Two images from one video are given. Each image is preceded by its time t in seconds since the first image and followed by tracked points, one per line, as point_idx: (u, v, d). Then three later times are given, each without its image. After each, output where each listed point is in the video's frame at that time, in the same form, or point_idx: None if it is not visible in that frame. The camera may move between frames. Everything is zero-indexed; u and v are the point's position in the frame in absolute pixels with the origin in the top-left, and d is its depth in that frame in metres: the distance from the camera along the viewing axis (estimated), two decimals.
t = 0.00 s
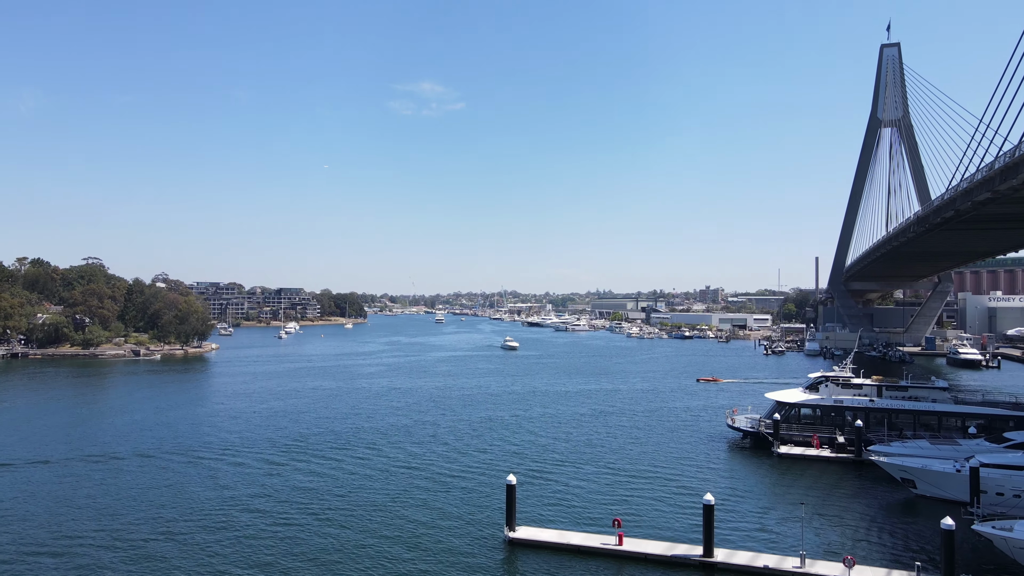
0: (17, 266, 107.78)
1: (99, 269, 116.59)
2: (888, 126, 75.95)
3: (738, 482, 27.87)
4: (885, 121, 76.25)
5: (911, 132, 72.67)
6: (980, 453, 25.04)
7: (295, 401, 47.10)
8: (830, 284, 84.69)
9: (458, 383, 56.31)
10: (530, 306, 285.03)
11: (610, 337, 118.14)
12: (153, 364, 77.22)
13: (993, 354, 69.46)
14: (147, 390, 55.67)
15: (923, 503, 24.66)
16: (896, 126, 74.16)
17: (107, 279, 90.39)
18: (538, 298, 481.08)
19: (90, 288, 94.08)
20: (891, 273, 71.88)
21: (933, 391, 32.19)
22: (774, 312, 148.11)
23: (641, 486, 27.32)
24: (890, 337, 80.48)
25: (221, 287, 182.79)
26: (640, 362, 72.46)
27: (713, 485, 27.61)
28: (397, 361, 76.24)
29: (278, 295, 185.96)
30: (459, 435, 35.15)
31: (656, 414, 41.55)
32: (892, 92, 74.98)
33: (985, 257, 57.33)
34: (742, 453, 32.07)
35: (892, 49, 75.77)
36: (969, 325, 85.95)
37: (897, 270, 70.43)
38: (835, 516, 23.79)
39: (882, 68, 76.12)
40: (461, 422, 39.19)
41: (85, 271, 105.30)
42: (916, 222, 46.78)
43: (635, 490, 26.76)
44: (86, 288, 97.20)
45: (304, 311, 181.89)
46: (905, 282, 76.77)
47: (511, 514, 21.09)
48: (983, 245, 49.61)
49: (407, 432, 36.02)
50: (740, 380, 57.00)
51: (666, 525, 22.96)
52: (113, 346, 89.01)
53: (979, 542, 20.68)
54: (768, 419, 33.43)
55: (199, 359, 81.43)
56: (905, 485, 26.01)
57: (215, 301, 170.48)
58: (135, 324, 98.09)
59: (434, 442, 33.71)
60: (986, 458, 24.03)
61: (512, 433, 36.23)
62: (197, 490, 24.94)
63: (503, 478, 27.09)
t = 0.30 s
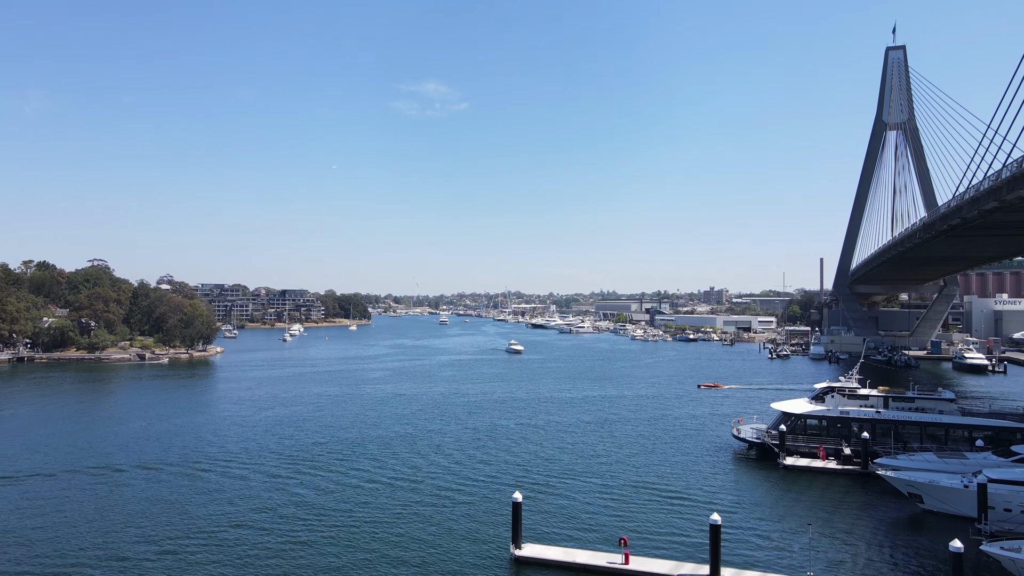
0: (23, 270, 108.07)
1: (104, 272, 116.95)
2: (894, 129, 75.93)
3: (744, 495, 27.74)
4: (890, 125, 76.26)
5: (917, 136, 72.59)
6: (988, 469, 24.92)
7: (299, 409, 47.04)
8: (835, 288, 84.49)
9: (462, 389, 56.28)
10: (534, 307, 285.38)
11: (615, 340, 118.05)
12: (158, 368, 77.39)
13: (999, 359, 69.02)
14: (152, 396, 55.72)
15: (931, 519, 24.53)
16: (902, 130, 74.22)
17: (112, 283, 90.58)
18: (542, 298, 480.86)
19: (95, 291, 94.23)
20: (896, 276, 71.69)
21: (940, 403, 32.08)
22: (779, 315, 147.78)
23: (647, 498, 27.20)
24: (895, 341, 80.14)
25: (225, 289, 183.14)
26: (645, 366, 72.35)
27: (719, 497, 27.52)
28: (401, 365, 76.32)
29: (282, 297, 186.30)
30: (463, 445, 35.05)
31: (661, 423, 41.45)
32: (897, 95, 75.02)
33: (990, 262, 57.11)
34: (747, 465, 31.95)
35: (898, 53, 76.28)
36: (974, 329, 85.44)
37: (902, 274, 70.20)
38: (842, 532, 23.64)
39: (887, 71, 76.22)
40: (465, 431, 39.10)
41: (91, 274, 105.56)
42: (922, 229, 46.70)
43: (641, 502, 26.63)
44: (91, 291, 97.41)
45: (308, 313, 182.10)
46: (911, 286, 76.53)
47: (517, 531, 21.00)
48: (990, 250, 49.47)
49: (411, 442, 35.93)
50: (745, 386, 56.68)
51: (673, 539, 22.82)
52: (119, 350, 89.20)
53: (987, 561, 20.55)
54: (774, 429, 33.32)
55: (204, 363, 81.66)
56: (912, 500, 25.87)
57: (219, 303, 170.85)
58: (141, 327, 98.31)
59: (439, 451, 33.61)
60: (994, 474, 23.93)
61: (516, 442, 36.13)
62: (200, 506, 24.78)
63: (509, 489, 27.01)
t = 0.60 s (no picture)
0: (29, 273, 108.38)
1: (109, 275, 117.17)
2: (899, 132, 75.72)
3: (750, 508, 27.60)
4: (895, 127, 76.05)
5: (922, 138, 72.31)
6: (996, 484, 24.79)
7: (303, 416, 47.00)
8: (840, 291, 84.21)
9: (466, 395, 56.21)
10: (538, 308, 285.26)
11: (619, 343, 117.87)
12: (163, 373, 77.52)
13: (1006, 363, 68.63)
14: (156, 403, 55.81)
15: (938, 534, 24.41)
16: (907, 132, 73.98)
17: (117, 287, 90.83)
18: (545, 299, 480.36)
19: (101, 294, 94.42)
20: (901, 280, 71.40)
21: (947, 414, 31.94)
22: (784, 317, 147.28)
23: (652, 511, 27.05)
24: (901, 344, 79.88)
25: (230, 290, 183.36)
26: (649, 370, 72.21)
27: (724, 510, 27.40)
28: (405, 369, 76.29)
29: (286, 298, 186.43)
30: (468, 455, 34.92)
31: (666, 431, 41.30)
32: (902, 97, 74.81)
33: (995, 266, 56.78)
34: (753, 476, 31.83)
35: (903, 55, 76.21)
36: (981, 331, 85.18)
37: (908, 277, 69.90)
38: (849, 549, 23.51)
39: (892, 74, 76.07)
40: (470, 440, 38.98)
41: (96, 277, 105.76)
42: (929, 235, 46.46)
43: (646, 515, 26.45)
44: (97, 295, 97.62)
45: (313, 314, 182.19)
46: (916, 289, 76.20)
47: (522, 550, 20.75)
48: (997, 255, 49.22)
49: (416, 451, 35.81)
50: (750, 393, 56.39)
51: (680, 555, 22.70)
52: (124, 353, 89.40)
53: None
54: (780, 440, 33.19)
55: (209, 367, 81.81)
56: (920, 515, 25.73)
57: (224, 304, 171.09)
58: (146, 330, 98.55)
59: (444, 461, 33.49)
60: (1002, 489, 23.82)
61: (521, 452, 36.02)
62: (204, 521, 24.74)
63: (513, 503, 26.86)
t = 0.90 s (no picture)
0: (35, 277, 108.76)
1: (114, 277, 117.54)
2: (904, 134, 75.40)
3: (754, 521, 27.45)
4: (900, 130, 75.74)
5: (928, 141, 71.89)
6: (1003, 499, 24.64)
7: (307, 424, 46.95)
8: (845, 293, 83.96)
9: (470, 401, 56.17)
10: (542, 308, 285.17)
11: (623, 345, 117.70)
12: (168, 377, 77.65)
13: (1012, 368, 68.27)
14: (161, 409, 55.88)
15: (943, 549, 24.27)
16: (912, 135, 73.61)
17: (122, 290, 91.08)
18: (549, 299, 480.28)
19: (106, 298, 94.71)
20: (906, 283, 71.07)
21: (953, 425, 31.77)
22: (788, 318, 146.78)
23: (656, 525, 26.88)
24: (906, 347, 79.54)
25: (235, 292, 183.73)
26: (653, 374, 72.07)
27: (729, 523, 27.25)
28: (409, 373, 76.28)
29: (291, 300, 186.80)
30: (471, 466, 34.77)
31: (670, 440, 41.13)
32: (907, 99, 74.46)
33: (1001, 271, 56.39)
34: (757, 488, 31.66)
35: (909, 57, 76.01)
36: (986, 335, 84.78)
37: (913, 281, 69.57)
38: (853, 564, 23.36)
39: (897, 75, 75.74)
40: (474, 449, 38.85)
41: (101, 281, 106.03)
42: (934, 240, 46.22)
43: (650, 530, 26.25)
44: (102, 298, 97.87)
45: (317, 316, 182.41)
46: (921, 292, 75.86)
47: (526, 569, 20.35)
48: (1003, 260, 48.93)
49: (419, 462, 35.70)
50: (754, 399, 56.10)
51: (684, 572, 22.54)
52: (129, 357, 89.63)
53: None
54: (785, 450, 33.03)
55: (213, 371, 81.95)
56: (925, 529, 25.60)
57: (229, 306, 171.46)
58: (151, 333, 98.78)
59: (446, 473, 33.34)
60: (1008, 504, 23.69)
61: (525, 462, 35.87)
62: (205, 537, 24.68)
63: (516, 518, 26.68)
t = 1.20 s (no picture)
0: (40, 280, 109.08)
1: (119, 281, 117.80)
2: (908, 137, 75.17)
3: (757, 535, 27.29)
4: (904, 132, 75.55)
5: (932, 144, 71.57)
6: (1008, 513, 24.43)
7: (309, 433, 46.91)
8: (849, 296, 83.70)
9: (473, 407, 56.12)
10: (546, 309, 285.10)
11: (627, 347, 117.53)
12: (171, 381, 77.75)
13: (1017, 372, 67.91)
14: (164, 415, 55.96)
15: (948, 565, 24.09)
16: (916, 137, 73.37)
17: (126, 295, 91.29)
18: (553, 300, 480.08)
19: (110, 302, 94.94)
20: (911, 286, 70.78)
21: (957, 437, 31.57)
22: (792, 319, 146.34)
23: (658, 541, 26.69)
24: (911, 351, 79.23)
25: (239, 294, 184.09)
26: (657, 379, 71.93)
27: (732, 538, 27.06)
28: (411, 378, 76.27)
29: (295, 302, 187.13)
30: (473, 478, 34.67)
31: (673, 448, 40.98)
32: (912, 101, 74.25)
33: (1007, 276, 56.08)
34: (761, 500, 31.50)
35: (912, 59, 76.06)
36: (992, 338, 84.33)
37: (918, 284, 69.31)
38: None
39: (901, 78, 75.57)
40: (476, 460, 38.74)
41: (106, 284, 106.29)
42: (939, 247, 45.98)
43: (652, 547, 26.04)
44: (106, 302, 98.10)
45: (321, 317, 182.65)
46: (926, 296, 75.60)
47: None
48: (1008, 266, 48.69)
49: (420, 474, 35.59)
50: (758, 405, 55.86)
51: None
52: (133, 361, 89.80)
53: None
54: (789, 461, 32.86)
55: (217, 375, 82.06)
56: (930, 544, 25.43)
57: (233, 308, 171.77)
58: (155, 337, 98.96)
59: (448, 486, 33.21)
60: (1013, 521, 23.51)
61: (527, 474, 35.71)
62: (203, 555, 24.50)
63: (518, 536, 26.34)
